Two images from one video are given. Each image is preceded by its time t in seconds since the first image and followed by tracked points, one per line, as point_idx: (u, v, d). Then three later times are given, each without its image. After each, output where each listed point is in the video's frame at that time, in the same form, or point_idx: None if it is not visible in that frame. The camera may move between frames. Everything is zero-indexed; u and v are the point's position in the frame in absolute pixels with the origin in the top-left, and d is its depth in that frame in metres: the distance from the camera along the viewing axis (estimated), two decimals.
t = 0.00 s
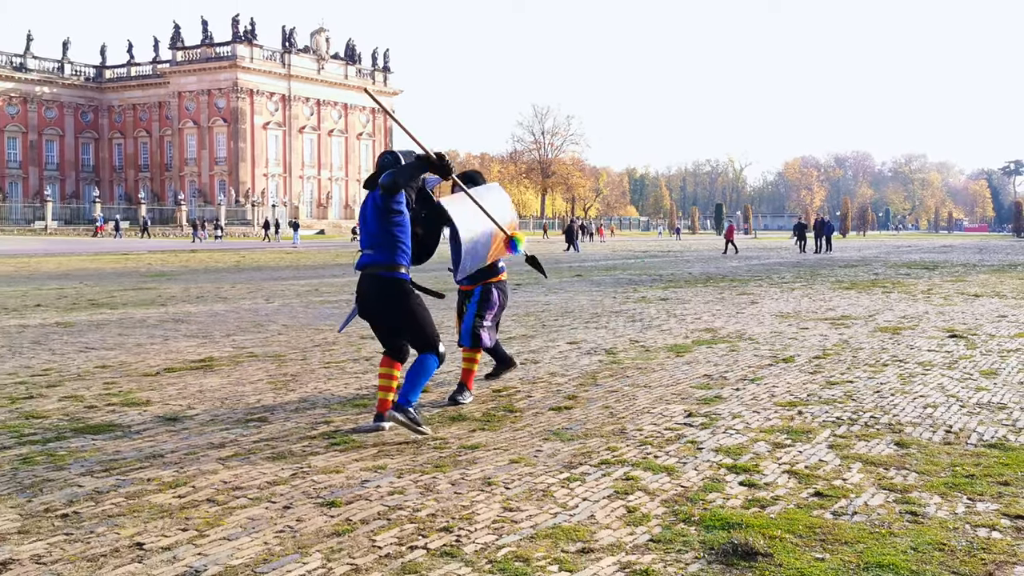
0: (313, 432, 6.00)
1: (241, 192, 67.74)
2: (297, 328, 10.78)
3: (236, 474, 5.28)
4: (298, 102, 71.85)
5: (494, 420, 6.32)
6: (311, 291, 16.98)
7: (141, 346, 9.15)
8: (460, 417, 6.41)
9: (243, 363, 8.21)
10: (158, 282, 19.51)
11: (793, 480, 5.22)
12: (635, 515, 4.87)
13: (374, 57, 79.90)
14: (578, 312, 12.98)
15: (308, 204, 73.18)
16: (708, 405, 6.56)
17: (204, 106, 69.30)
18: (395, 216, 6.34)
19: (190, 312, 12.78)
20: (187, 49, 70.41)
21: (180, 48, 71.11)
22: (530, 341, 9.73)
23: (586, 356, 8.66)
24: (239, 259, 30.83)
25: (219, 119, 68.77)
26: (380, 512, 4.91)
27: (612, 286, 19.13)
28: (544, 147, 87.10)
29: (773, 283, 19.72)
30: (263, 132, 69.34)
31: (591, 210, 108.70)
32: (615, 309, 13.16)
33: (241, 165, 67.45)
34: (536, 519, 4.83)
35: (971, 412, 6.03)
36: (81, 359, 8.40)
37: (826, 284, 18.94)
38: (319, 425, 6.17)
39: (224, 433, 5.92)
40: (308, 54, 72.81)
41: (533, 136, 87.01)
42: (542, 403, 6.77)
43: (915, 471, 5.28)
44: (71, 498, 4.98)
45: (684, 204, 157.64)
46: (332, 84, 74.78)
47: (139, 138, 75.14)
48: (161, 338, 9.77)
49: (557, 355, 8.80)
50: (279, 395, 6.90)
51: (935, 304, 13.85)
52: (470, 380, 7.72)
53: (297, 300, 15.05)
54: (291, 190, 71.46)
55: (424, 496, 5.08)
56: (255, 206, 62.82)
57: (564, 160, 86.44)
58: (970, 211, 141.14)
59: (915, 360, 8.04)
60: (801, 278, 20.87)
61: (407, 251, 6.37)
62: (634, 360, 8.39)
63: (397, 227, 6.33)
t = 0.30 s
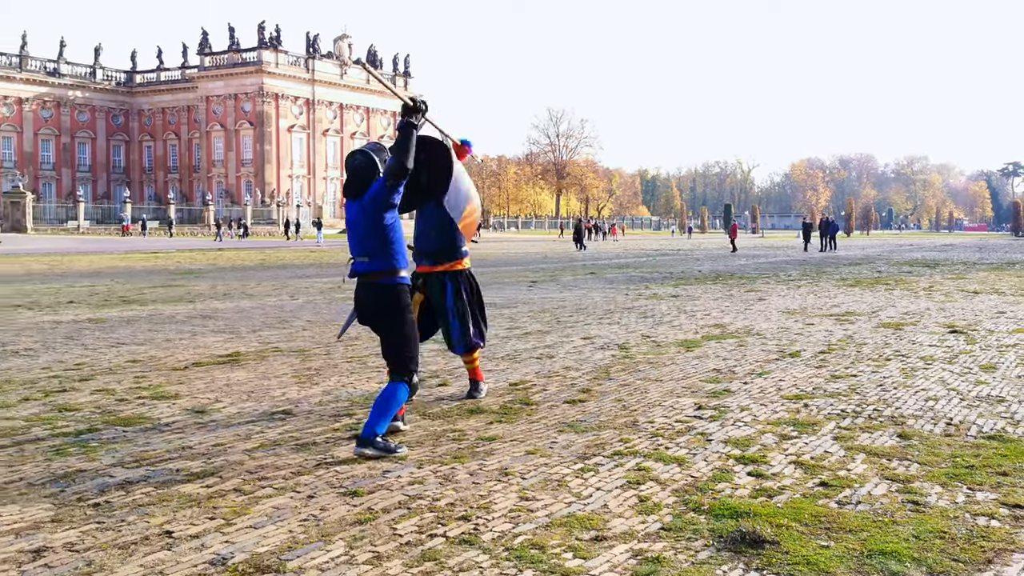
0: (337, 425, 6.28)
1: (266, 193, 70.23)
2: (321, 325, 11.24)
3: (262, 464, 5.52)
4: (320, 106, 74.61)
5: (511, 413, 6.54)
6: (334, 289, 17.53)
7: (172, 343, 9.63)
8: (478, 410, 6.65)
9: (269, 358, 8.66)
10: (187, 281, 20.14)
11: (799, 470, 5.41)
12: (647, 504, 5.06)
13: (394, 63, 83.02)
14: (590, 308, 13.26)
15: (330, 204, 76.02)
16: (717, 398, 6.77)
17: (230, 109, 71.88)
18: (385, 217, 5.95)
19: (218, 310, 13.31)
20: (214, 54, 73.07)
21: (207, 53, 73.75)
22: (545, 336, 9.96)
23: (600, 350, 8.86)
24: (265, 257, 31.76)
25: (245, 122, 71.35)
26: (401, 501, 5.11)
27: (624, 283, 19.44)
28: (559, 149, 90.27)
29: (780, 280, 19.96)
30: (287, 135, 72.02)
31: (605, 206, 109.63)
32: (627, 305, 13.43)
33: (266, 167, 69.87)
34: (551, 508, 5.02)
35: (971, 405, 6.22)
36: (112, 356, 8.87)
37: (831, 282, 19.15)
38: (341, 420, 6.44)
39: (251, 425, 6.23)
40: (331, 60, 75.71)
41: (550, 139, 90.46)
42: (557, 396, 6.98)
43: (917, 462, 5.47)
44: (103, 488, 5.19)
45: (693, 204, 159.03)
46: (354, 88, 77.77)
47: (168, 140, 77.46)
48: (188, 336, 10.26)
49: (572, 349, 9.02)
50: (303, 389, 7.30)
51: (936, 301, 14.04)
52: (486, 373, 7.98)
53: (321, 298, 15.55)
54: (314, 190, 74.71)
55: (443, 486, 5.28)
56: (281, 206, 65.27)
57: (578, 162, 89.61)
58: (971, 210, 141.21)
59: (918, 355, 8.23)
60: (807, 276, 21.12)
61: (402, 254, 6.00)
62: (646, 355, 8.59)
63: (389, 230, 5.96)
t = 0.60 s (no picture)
0: (355, 420, 6.51)
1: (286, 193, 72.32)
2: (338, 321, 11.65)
3: (282, 458, 5.71)
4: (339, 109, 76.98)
5: (524, 407, 6.71)
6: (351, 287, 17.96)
7: (195, 339, 10.06)
8: (492, 404, 6.82)
9: (289, 354, 9.01)
10: (208, 279, 20.57)
11: (804, 463, 5.56)
12: (656, 496, 5.21)
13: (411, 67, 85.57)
14: (600, 305, 13.47)
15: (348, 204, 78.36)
16: (724, 392, 6.92)
17: (252, 112, 73.79)
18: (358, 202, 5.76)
19: (240, 307, 13.71)
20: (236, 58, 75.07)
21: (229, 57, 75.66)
22: (558, 332, 10.14)
23: (610, 346, 9.03)
24: (286, 255, 32.45)
25: (266, 124, 73.32)
26: (417, 493, 5.26)
27: (633, 281, 19.66)
28: (573, 151, 90.50)
29: (786, 277, 20.14)
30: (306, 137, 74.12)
31: (614, 205, 110.14)
32: (636, 302, 13.63)
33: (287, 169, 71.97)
34: (563, 499, 5.18)
35: (971, 400, 6.37)
36: (136, 353, 9.20)
37: (835, 280, 19.26)
38: (358, 415, 6.64)
39: (271, 420, 6.48)
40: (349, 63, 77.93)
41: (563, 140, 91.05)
42: (569, 390, 7.15)
43: (919, 454, 5.63)
44: (128, 480, 5.35)
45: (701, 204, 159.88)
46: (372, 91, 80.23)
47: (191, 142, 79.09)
48: (210, 333, 10.61)
49: (583, 345, 9.18)
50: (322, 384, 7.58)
51: (937, 298, 14.18)
52: (500, 368, 8.19)
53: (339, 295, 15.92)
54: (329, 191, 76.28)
55: (458, 478, 5.45)
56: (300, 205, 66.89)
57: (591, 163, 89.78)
58: (971, 211, 141.10)
59: (919, 351, 8.38)
60: (812, 274, 21.29)
61: (379, 238, 5.85)
62: (655, 351, 8.75)
63: (363, 214, 5.78)
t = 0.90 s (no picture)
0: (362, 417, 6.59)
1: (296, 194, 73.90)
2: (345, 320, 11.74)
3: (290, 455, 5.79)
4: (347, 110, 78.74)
5: (529, 404, 6.78)
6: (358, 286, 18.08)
7: (204, 337, 10.14)
8: (498, 401, 6.89)
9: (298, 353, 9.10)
10: (218, 278, 20.74)
11: (806, 460, 5.63)
12: (660, 492, 5.28)
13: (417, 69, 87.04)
14: (604, 303, 13.53)
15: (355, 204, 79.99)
16: (726, 390, 6.98)
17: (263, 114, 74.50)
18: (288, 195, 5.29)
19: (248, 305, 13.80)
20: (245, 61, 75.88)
21: (239, 59, 76.33)
22: (562, 331, 10.20)
23: (614, 345, 9.08)
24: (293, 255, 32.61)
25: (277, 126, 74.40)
26: (423, 489, 5.33)
27: (638, 279, 19.76)
28: (576, 151, 90.51)
29: (788, 276, 20.17)
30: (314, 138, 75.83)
31: (618, 205, 110.49)
32: (640, 301, 13.69)
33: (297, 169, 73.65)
34: (567, 496, 5.24)
35: (971, 397, 6.44)
36: (146, 350, 9.32)
37: (836, 279, 19.28)
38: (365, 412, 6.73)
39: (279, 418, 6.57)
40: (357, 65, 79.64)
41: (566, 141, 91.08)
42: (574, 388, 7.21)
43: (920, 451, 5.69)
44: (138, 477, 5.42)
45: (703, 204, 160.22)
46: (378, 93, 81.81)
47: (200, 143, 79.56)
48: (219, 331, 10.72)
49: (588, 344, 9.23)
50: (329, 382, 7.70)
51: (937, 297, 14.24)
52: (505, 366, 8.27)
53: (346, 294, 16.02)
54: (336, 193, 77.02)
55: (464, 475, 5.51)
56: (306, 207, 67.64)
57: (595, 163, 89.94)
58: (971, 210, 141.20)
59: (919, 349, 8.43)
60: (813, 273, 21.33)
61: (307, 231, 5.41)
62: (659, 349, 8.80)
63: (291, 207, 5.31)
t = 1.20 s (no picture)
0: (361, 416, 6.61)
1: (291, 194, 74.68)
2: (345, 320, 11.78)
3: (289, 455, 5.81)
4: (347, 111, 79.56)
5: (528, 404, 6.80)
6: (358, 287, 18.15)
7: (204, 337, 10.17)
8: (496, 401, 6.91)
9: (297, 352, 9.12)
10: (219, 278, 20.84)
11: (803, 459, 5.65)
12: (658, 491, 5.30)
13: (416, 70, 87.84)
14: (602, 304, 13.57)
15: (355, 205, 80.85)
16: (724, 390, 7.00)
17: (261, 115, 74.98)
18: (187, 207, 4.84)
19: (248, 306, 13.85)
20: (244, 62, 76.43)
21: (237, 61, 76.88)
22: (560, 331, 10.22)
23: (612, 345, 9.10)
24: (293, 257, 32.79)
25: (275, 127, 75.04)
26: (422, 489, 5.36)
27: (636, 280, 19.82)
28: (574, 152, 90.62)
29: (785, 277, 20.21)
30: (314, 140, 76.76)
31: (617, 207, 110.65)
32: (638, 301, 13.72)
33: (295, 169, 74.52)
34: (566, 495, 5.26)
35: (968, 398, 6.46)
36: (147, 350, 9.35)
37: (834, 279, 19.33)
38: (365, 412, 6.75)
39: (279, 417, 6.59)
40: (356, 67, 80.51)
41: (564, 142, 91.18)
42: (572, 388, 7.23)
43: (916, 451, 5.71)
44: (137, 476, 5.45)
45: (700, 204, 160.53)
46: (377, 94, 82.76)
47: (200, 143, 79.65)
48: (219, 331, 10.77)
49: (586, 344, 9.25)
50: (330, 381, 7.74)
51: (934, 297, 14.27)
52: (503, 366, 8.29)
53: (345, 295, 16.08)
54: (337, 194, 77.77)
55: (462, 475, 5.53)
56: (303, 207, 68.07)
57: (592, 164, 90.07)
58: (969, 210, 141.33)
59: (915, 349, 8.45)
60: (810, 273, 21.42)
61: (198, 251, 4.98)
62: (656, 350, 8.82)
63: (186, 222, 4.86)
